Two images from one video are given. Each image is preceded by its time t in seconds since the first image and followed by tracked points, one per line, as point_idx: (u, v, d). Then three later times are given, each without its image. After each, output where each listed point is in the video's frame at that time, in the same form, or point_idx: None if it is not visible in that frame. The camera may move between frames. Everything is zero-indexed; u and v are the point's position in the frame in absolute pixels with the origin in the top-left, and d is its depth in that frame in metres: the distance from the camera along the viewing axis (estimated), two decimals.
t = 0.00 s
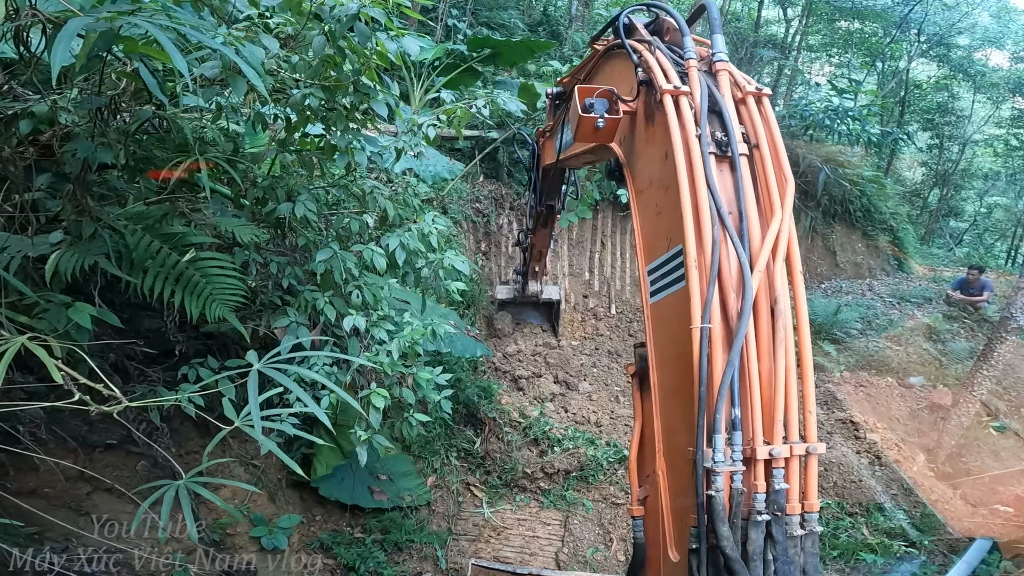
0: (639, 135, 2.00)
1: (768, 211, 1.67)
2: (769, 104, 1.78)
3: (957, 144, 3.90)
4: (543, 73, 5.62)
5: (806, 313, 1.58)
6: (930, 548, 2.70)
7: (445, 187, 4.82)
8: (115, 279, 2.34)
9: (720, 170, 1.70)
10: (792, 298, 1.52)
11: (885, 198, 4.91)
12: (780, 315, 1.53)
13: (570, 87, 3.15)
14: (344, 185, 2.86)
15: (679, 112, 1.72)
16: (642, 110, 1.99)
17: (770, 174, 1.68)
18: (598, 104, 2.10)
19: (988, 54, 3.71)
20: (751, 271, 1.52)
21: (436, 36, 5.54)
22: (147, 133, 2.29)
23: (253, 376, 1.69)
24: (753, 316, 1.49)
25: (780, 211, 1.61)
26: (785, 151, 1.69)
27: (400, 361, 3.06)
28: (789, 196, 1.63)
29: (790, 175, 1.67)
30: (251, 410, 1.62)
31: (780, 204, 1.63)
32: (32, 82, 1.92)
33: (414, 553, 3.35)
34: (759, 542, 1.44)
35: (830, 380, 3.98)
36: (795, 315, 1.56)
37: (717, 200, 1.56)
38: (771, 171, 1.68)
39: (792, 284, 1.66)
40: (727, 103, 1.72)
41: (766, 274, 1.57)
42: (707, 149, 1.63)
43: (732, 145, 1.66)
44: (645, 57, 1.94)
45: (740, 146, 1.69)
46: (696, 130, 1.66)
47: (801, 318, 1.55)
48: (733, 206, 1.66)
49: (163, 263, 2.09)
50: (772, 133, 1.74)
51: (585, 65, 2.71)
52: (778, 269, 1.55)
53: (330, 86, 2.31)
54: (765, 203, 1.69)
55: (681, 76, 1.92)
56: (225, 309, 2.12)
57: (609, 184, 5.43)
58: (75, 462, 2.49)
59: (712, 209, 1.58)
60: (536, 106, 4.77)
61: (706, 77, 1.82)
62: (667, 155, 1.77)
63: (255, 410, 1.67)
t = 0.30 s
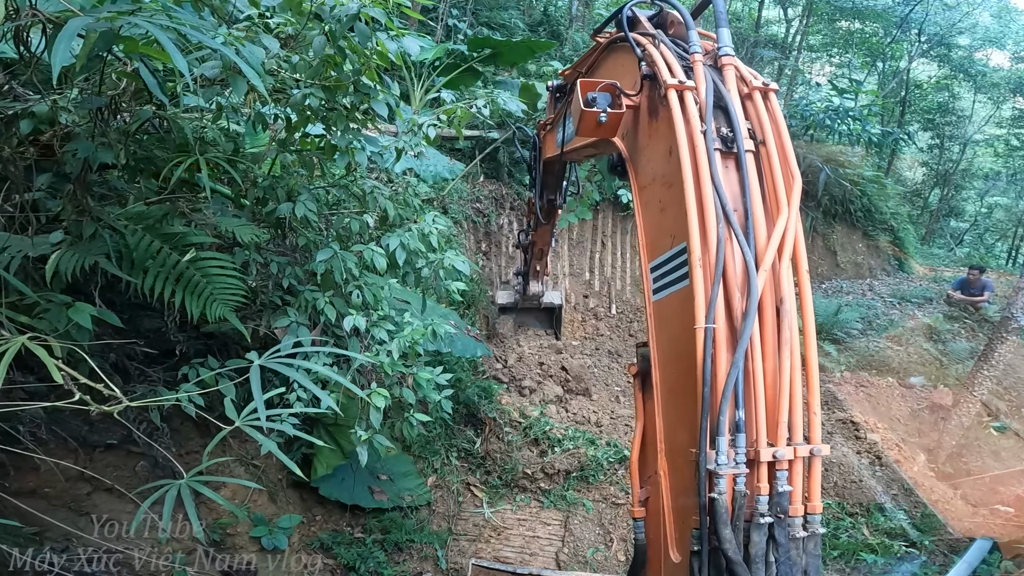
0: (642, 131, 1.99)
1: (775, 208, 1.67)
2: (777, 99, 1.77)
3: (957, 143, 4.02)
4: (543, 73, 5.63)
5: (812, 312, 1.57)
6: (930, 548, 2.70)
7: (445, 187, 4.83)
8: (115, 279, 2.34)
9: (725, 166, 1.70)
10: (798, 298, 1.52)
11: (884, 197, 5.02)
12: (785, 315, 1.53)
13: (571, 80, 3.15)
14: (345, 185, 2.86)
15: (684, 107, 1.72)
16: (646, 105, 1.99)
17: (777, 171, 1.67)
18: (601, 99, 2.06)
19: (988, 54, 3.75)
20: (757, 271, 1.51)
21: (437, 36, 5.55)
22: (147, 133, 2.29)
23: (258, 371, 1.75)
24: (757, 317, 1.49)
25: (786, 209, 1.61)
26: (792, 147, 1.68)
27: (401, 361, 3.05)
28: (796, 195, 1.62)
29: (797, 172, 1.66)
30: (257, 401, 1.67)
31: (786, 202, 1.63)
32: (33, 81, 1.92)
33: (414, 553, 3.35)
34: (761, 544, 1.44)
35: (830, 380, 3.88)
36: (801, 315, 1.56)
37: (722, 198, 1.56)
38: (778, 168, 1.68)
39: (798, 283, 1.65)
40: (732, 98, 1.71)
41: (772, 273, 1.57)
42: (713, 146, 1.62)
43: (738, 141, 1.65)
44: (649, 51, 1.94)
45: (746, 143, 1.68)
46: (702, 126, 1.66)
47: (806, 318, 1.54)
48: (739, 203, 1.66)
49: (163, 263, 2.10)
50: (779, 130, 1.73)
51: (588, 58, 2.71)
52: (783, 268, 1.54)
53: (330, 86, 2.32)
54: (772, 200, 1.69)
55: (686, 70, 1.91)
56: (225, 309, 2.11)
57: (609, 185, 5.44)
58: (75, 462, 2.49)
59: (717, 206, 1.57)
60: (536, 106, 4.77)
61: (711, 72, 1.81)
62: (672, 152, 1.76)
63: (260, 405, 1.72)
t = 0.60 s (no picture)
0: (645, 127, 1.99)
1: (779, 206, 1.67)
2: (782, 95, 1.77)
3: (957, 144, 3.92)
4: (543, 73, 5.63)
5: (815, 312, 1.57)
6: (930, 548, 2.70)
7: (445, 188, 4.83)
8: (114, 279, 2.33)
9: (729, 163, 1.70)
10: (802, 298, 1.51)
11: (885, 198, 4.94)
12: (788, 315, 1.52)
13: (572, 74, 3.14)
14: (344, 185, 2.86)
15: (687, 103, 1.71)
16: (648, 101, 1.98)
17: (782, 169, 1.67)
18: (602, 95, 2.04)
19: (988, 54, 3.79)
20: (760, 270, 1.51)
21: (436, 36, 5.56)
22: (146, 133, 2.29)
23: (251, 374, 1.71)
24: (761, 317, 1.49)
25: (791, 207, 1.61)
26: (797, 145, 1.68)
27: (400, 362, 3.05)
28: (801, 193, 1.62)
29: (802, 170, 1.66)
30: (250, 406, 1.64)
31: (790, 200, 1.63)
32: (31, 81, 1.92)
33: (413, 553, 3.35)
34: (762, 546, 1.44)
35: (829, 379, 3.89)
36: (805, 315, 1.56)
37: (726, 196, 1.55)
38: (782, 166, 1.67)
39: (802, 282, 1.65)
40: (737, 94, 1.71)
41: (776, 273, 1.56)
42: (717, 142, 1.61)
43: (742, 138, 1.65)
44: (652, 46, 1.93)
45: (750, 140, 1.68)
46: (705, 122, 1.65)
47: (810, 318, 1.54)
48: (742, 201, 1.65)
49: (163, 263, 2.09)
50: (784, 126, 1.73)
51: (589, 52, 2.71)
52: (788, 267, 1.54)
53: (329, 86, 2.31)
54: (776, 198, 1.69)
55: (689, 65, 1.90)
56: (225, 309, 2.11)
57: (609, 185, 5.43)
58: (74, 462, 2.48)
59: (721, 204, 1.57)
60: (536, 106, 4.77)
61: (715, 68, 1.80)
62: (675, 148, 1.76)
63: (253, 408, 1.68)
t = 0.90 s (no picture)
0: (651, 118, 1.98)
1: (790, 203, 1.66)
2: (794, 88, 1.76)
3: (954, 144, 3.96)
4: (542, 73, 5.64)
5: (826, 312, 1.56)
6: (929, 547, 2.67)
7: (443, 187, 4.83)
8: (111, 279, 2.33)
9: (739, 157, 1.69)
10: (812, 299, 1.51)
11: (883, 198, 5.00)
12: (798, 315, 1.52)
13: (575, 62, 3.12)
14: (342, 184, 2.85)
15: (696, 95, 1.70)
16: (655, 92, 1.97)
17: (794, 164, 1.66)
18: (607, 84, 2.03)
19: (985, 54, 3.80)
20: (770, 268, 1.50)
21: (435, 36, 5.56)
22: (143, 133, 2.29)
23: (254, 372, 1.73)
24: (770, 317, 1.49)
25: (802, 205, 1.60)
26: (810, 138, 1.67)
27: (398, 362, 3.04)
28: (813, 191, 1.61)
29: (815, 166, 1.65)
30: (253, 401, 1.66)
31: (802, 197, 1.62)
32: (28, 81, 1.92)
33: (412, 554, 3.34)
34: (766, 550, 1.46)
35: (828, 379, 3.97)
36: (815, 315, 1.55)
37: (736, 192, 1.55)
38: (794, 161, 1.66)
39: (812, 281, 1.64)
40: (748, 86, 1.70)
41: (786, 272, 1.55)
42: (727, 136, 1.60)
43: (753, 132, 1.64)
44: (660, 35, 1.91)
45: (761, 134, 1.67)
46: (715, 115, 1.64)
47: (820, 319, 1.54)
48: (752, 197, 1.65)
49: (160, 263, 2.09)
50: (796, 120, 1.72)
51: (594, 40, 2.71)
52: (798, 267, 1.53)
53: (326, 86, 2.31)
54: (788, 193, 1.68)
55: (698, 56, 1.89)
56: (222, 309, 2.11)
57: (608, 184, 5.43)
58: (72, 463, 2.48)
59: (730, 200, 1.56)
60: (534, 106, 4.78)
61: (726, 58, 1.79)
62: (683, 141, 1.75)
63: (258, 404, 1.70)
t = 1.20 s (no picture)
0: (661, 111, 1.97)
1: (804, 200, 1.66)
2: (810, 82, 1.76)
3: (950, 143, 3.91)
4: (538, 73, 5.64)
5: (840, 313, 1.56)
6: (925, 546, 2.69)
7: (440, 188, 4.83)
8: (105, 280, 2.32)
9: (753, 152, 1.70)
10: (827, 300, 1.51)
11: (879, 197, 4.93)
12: (810, 316, 1.52)
13: (582, 53, 3.12)
14: (339, 184, 2.85)
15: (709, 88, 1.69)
16: (665, 83, 1.97)
17: (809, 160, 1.66)
18: (616, 76, 2.03)
19: (981, 54, 3.79)
20: (784, 267, 1.50)
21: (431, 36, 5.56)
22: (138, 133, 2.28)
23: (257, 375, 1.74)
24: (783, 318, 1.49)
25: (818, 203, 1.59)
26: (826, 131, 1.68)
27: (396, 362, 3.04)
28: (827, 190, 1.61)
29: (831, 163, 1.64)
30: (255, 402, 1.66)
31: (817, 195, 1.62)
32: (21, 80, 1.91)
33: (410, 554, 3.34)
34: (774, 553, 1.47)
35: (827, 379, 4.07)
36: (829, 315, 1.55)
37: (750, 189, 1.55)
38: (809, 157, 1.66)
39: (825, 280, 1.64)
40: (762, 79, 1.70)
41: (800, 271, 1.55)
42: (740, 132, 1.60)
43: (768, 127, 1.64)
44: (670, 26, 1.90)
45: (776, 128, 1.68)
46: (729, 110, 1.64)
47: (834, 320, 1.54)
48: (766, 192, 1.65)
49: (155, 264, 2.08)
50: (813, 113, 1.72)
51: (601, 30, 2.71)
52: (812, 267, 1.53)
53: (322, 85, 2.30)
54: (802, 190, 1.68)
55: (710, 48, 1.88)
56: (218, 310, 2.10)
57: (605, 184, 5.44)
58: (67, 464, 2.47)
59: (743, 197, 1.56)
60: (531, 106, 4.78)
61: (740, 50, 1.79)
62: (694, 135, 1.75)
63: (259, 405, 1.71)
